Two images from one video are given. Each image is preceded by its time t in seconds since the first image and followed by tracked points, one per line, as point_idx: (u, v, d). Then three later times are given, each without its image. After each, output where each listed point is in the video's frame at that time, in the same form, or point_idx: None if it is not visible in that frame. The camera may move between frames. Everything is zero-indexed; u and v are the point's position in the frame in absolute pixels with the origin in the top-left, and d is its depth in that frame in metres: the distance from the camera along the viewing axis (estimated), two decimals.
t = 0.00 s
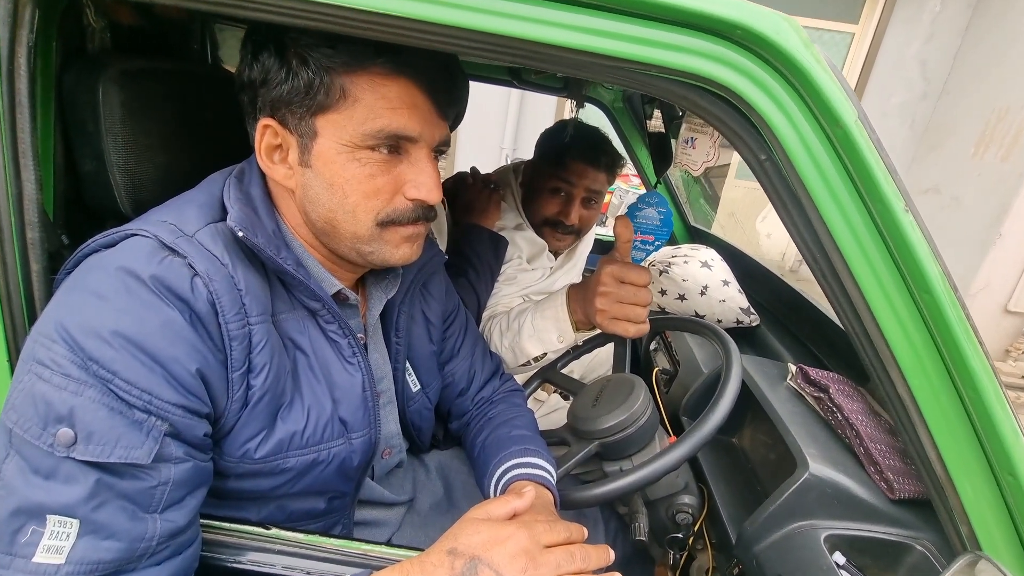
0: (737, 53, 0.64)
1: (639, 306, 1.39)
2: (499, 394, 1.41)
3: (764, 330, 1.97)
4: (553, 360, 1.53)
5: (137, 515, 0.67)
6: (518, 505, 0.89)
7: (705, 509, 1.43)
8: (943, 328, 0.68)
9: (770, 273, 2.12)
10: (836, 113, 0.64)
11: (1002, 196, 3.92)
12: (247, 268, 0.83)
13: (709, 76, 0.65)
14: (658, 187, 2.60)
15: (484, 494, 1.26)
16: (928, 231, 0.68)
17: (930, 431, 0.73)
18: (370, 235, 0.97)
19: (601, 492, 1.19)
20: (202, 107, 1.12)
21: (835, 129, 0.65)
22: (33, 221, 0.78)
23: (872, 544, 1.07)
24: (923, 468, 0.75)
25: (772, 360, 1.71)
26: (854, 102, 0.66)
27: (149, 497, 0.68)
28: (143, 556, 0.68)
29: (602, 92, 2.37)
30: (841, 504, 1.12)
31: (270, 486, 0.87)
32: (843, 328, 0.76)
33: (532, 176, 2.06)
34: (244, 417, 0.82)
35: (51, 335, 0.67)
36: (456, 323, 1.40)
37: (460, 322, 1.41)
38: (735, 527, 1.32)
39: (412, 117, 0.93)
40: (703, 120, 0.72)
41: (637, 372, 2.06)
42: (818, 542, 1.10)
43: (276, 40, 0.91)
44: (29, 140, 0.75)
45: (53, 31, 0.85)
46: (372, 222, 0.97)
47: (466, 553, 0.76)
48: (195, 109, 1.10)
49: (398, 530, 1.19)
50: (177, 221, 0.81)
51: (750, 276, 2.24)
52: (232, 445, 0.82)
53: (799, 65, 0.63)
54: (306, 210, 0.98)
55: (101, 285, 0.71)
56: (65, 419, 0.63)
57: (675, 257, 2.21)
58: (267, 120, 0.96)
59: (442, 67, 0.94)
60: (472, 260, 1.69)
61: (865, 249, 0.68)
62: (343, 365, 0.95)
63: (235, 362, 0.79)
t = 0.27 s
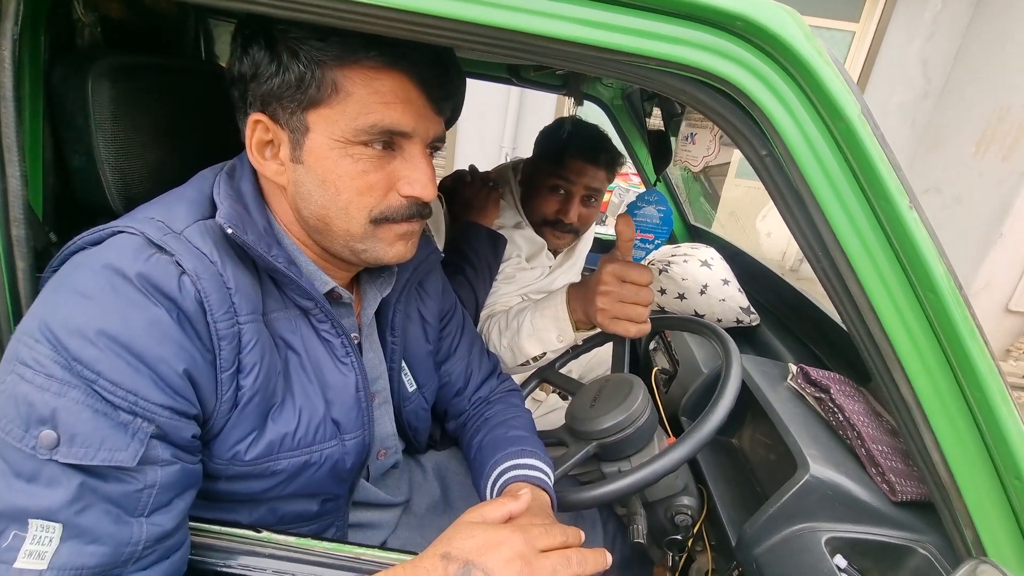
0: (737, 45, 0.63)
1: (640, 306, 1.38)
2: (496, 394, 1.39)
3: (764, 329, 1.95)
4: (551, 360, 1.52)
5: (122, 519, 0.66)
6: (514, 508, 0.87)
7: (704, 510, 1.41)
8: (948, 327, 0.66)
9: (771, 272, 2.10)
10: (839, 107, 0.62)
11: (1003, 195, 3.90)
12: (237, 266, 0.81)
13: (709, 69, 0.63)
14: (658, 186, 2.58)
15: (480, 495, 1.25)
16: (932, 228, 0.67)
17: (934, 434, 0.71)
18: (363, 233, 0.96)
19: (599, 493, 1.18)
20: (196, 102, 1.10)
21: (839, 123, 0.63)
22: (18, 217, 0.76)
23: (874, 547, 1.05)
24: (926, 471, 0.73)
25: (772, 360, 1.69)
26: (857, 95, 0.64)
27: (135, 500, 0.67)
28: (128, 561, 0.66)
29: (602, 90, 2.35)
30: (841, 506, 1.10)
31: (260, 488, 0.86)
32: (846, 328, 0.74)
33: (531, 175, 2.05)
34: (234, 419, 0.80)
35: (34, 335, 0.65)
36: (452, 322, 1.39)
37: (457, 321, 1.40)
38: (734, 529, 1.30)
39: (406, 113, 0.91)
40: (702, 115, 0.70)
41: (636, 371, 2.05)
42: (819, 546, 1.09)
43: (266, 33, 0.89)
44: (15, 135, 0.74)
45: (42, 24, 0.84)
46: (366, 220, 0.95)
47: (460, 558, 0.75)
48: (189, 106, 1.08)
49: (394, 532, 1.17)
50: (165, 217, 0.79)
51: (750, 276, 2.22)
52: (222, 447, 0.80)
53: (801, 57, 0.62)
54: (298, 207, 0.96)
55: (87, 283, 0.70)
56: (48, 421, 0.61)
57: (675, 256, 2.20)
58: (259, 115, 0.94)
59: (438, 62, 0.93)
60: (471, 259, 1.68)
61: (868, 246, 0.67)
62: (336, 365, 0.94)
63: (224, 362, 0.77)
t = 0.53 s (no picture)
0: (762, 43, 0.60)
1: (652, 313, 1.35)
2: (502, 400, 1.36)
3: (771, 332, 1.92)
4: (558, 366, 1.50)
5: (117, 536, 0.63)
6: (524, 519, 0.85)
7: (712, 516, 1.39)
8: (981, 338, 0.64)
9: (778, 274, 2.07)
10: (870, 108, 0.59)
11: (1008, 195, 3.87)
12: (238, 272, 0.78)
13: (732, 68, 0.60)
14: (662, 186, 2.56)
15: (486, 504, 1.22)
16: (964, 235, 0.64)
17: (964, 448, 0.68)
18: (368, 237, 0.93)
19: (608, 503, 1.15)
20: (196, 101, 1.07)
21: (869, 125, 0.60)
22: (10, 221, 0.73)
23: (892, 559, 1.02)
24: (954, 486, 0.71)
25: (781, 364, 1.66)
26: (888, 96, 0.62)
27: (130, 517, 0.64)
28: None
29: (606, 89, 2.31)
30: (855, 516, 1.07)
31: (261, 501, 0.83)
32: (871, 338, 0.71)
33: (536, 175, 2.02)
34: (234, 430, 0.77)
35: (25, 345, 0.62)
36: (457, 327, 1.36)
37: (462, 326, 1.37)
38: (745, 538, 1.27)
39: (413, 114, 0.88)
40: (723, 115, 0.67)
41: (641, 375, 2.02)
42: (834, 557, 1.05)
43: (269, 30, 0.86)
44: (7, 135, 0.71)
45: (35, 21, 0.81)
46: (371, 224, 0.92)
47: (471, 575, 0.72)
48: (188, 106, 1.05)
49: (398, 541, 1.14)
50: (163, 221, 0.76)
51: (757, 278, 2.19)
52: (221, 459, 0.78)
53: (830, 55, 0.59)
54: (301, 211, 0.93)
55: (81, 291, 0.67)
56: (39, 436, 0.59)
57: (681, 257, 2.17)
58: (260, 115, 0.92)
59: (446, 61, 0.90)
60: (475, 262, 1.65)
61: (897, 252, 0.64)
62: (339, 373, 0.91)
63: (224, 372, 0.75)
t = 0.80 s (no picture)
0: (792, 34, 0.57)
1: (664, 312, 1.32)
2: (507, 404, 1.33)
3: (779, 334, 1.89)
4: (563, 369, 1.47)
5: (108, 554, 0.60)
6: (535, 530, 0.82)
7: (721, 524, 1.31)
8: (1019, 345, 0.60)
9: (784, 275, 2.04)
10: (907, 103, 0.56)
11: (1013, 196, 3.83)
12: (236, 274, 0.75)
13: (761, 60, 0.57)
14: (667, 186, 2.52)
15: (490, 512, 1.19)
16: (1002, 237, 0.61)
17: (999, 460, 0.65)
18: (372, 239, 0.90)
19: (617, 512, 1.11)
20: (194, 97, 1.03)
21: (906, 121, 0.57)
22: None
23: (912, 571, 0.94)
24: (987, 500, 0.67)
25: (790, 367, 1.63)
26: (924, 90, 0.59)
27: (122, 534, 0.60)
28: None
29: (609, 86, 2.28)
30: (872, 526, 0.99)
31: (259, 514, 0.79)
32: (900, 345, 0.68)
33: (545, 174, 1.99)
34: (232, 440, 0.74)
35: (11, 351, 0.59)
36: (461, 330, 1.32)
37: (466, 328, 1.34)
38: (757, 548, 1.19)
39: (420, 111, 0.85)
40: (748, 111, 0.64)
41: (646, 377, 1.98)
42: (851, 568, 0.97)
43: (270, 22, 0.83)
44: None
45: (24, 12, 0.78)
46: (375, 225, 0.89)
47: None
48: (186, 101, 1.02)
49: (400, 551, 1.11)
50: (158, 221, 0.73)
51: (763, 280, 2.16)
52: (218, 470, 0.74)
53: (865, 46, 0.55)
54: (302, 211, 0.90)
55: (70, 294, 0.64)
56: (23, 449, 0.55)
57: (686, 258, 2.15)
58: (260, 111, 0.88)
59: (454, 56, 0.87)
60: (479, 262, 1.61)
61: (932, 255, 0.61)
62: (342, 380, 0.87)
63: (221, 380, 0.71)
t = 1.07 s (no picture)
0: (805, 20, 0.54)
1: (667, 275, 1.37)
2: (506, 404, 1.31)
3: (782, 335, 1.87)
4: (562, 366, 1.44)
5: (91, 561, 0.57)
6: (535, 535, 0.80)
7: (726, 527, 1.28)
8: None
9: (787, 275, 2.02)
10: (924, 91, 0.54)
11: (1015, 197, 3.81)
12: (227, 270, 0.73)
13: (772, 48, 0.55)
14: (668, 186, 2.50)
15: (490, 515, 1.16)
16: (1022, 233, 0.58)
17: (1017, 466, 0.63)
18: (368, 236, 0.87)
19: (618, 515, 1.09)
20: (188, 91, 1.01)
21: (923, 110, 0.55)
22: None
23: None
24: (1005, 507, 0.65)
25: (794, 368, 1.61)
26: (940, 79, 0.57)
27: (106, 540, 0.58)
28: None
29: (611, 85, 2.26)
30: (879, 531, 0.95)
31: (251, 518, 0.77)
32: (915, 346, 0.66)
33: (547, 170, 1.97)
34: (223, 442, 0.72)
35: None
36: (460, 329, 1.30)
37: (466, 327, 1.31)
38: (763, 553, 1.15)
39: (418, 104, 0.82)
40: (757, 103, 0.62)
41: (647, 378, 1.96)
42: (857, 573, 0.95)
43: (264, 11, 0.81)
44: None
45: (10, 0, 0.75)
46: (371, 222, 0.87)
47: None
48: (180, 95, 0.99)
49: (397, 555, 1.09)
50: (147, 216, 0.71)
51: (765, 280, 2.14)
52: (209, 473, 0.72)
53: (882, 32, 0.53)
54: (296, 206, 0.88)
55: (54, 291, 0.61)
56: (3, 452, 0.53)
57: (688, 258, 2.13)
58: (253, 103, 0.86)
59: (454, 47, 0.85)
60: (479, 261, 1.59)
61: (949, 251, 0.59)
62: (337, 380, 0.85)
63: (211, 380, 0.69)
